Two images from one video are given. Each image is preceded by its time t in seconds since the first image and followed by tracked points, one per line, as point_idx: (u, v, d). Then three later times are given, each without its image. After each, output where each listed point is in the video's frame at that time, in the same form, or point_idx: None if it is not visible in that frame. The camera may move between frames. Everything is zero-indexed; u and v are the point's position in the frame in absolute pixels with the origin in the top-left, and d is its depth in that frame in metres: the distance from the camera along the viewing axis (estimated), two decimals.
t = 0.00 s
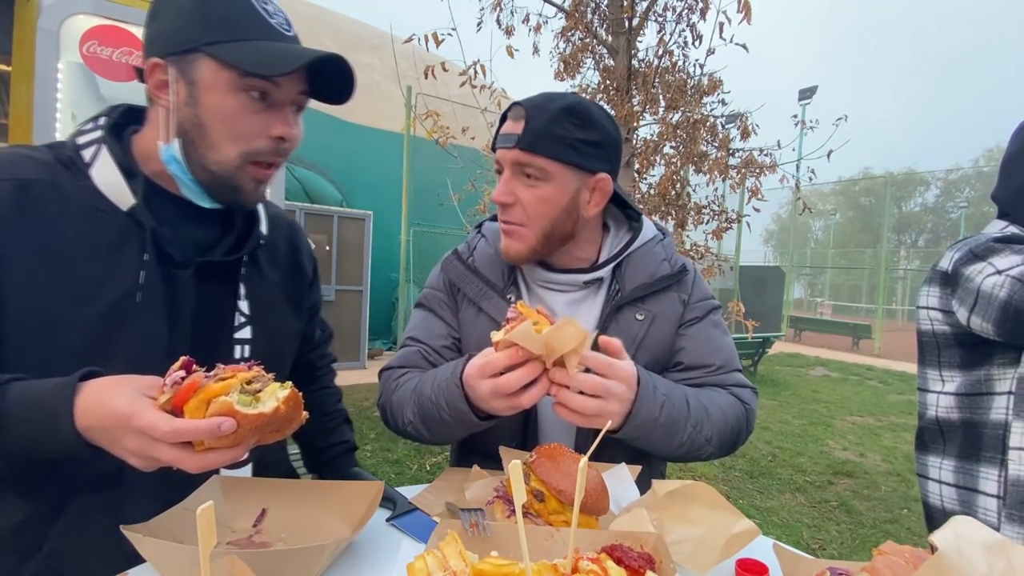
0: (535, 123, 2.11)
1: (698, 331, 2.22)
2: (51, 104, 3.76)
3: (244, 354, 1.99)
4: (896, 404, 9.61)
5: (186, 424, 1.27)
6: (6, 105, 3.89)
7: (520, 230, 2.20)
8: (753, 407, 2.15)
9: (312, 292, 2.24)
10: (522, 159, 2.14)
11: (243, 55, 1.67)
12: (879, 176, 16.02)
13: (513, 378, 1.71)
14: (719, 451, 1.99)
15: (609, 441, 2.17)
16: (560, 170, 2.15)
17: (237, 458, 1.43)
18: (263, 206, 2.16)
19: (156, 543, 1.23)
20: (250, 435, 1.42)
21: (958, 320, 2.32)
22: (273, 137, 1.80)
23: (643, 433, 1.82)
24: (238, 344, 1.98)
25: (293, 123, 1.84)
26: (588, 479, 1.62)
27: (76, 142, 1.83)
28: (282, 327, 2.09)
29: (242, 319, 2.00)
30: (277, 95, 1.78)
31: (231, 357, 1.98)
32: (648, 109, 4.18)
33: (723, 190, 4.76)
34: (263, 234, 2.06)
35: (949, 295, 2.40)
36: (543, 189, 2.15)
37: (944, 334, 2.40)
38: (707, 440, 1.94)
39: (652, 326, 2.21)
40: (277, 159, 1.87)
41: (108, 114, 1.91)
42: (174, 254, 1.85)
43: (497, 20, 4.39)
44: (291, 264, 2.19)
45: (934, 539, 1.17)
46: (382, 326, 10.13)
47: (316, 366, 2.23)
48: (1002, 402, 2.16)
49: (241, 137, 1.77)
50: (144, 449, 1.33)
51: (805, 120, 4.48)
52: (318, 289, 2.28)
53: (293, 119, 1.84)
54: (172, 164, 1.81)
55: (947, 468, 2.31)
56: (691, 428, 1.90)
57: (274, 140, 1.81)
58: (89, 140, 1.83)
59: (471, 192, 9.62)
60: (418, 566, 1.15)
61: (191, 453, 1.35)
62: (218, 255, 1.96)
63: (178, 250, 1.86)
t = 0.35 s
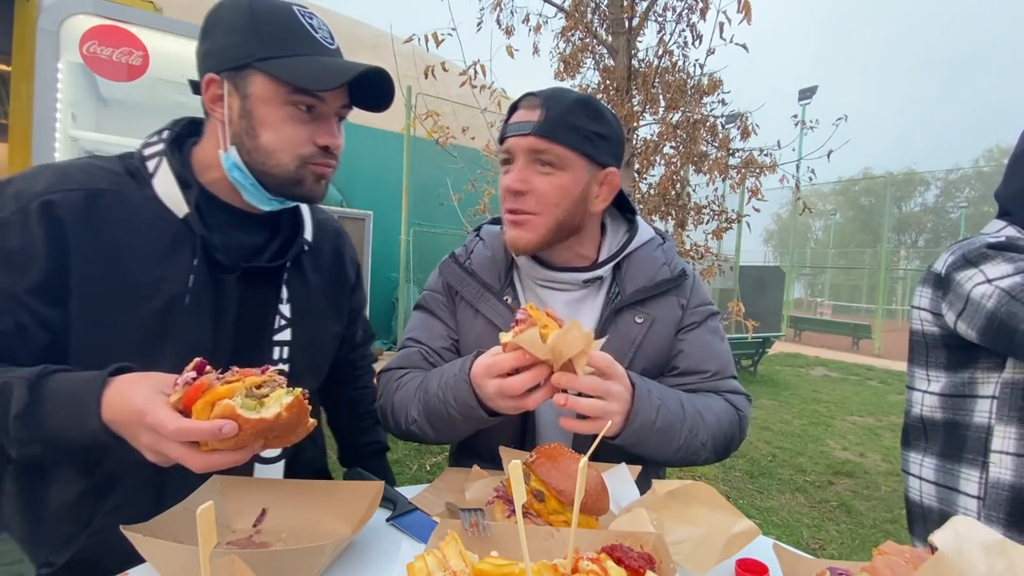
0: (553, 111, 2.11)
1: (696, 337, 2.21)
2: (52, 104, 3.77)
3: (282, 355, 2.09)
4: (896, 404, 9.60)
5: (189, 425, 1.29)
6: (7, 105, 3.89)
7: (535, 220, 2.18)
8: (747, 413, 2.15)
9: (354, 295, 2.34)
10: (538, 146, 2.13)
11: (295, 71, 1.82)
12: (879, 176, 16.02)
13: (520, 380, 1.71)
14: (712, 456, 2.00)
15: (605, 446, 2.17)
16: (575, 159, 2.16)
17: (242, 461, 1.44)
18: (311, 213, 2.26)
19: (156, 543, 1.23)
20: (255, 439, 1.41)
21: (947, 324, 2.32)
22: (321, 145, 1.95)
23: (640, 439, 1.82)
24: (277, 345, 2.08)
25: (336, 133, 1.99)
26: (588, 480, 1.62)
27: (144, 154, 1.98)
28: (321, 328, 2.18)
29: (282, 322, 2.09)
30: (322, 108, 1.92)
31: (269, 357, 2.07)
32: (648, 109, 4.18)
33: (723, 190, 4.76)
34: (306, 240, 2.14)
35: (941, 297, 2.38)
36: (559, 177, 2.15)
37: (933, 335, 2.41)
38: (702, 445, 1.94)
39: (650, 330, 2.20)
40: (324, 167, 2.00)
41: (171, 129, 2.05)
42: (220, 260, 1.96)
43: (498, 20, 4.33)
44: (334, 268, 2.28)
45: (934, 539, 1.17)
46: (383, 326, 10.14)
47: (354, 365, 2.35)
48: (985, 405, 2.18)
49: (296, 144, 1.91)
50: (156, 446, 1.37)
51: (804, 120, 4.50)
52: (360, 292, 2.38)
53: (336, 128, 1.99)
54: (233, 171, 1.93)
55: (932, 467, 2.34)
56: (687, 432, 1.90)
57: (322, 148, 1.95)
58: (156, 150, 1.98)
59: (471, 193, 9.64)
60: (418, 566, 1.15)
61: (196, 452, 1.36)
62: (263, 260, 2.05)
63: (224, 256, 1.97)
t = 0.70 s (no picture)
0: (579, 124, 2.07)
1: (702, 341, 2.21)
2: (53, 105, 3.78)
3: (303, 350, 2.08)
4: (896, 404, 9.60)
5: (184, 420, 1.30)
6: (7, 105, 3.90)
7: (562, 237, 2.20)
8: (748, 421, 2.12)
9: (372, 296, 2.37)
10: (565, 163, 2.10)
11: (298, 71, 1.85)
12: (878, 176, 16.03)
13: (534, 378, 1.71)
14: (710, 461, 1.99)
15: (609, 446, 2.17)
16: (600, 172, 2.16)
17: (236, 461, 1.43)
18: (330, 215, 2.28)
19: (156, 543, 1.23)
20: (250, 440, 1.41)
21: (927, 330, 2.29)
22: (325, 145, 1.95)
23: (637, 437, 1.82)
24: (299, 340, 2.07)
25: (341, 133, 2.00)
26: (587, 480, 1.62)
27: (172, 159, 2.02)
28: (340, 327, 2.19)
29: (304, 317, 2.08)
30: (326, 108, 1.94)
31: (291, 352, 2.06)
32: (648, 109, 4.18)
33: (723, 190, 4.76)
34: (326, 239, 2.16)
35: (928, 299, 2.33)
36: (587, 191, 2.15)
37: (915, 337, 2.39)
38: (699, 449, 1.93)
39: (658, 330, 2.20)
40: (330, 168, 2.01)
41: (197, 137, 2.09)
42: (244, 255, 1.97)
43: (498, 19, 4.57)
44: (353, 268, 2.31)
45: (934, 539, 1.17)
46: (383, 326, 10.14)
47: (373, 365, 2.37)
48: (956, 411, 2.19)
49: (299, 144, 1.93)
50: (157, 440, 1.39)
51: (804, 121, 4.50)
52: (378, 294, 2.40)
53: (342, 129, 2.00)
54: (247, 173, 1.97)
55: (905, 466, 2.38)
56: (685, 434, 1.89)
57: (325, 148, 1.96)
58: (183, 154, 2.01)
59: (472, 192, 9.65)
60: (418, 566, 1.15)
61: (193, 449, 1.37)
62: (286, 257, 2.06)
63: (249, 253, 1.98)
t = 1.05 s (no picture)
0: (541, 139, 2.10)
1: (708, 339, 2.20)
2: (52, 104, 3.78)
3: (306, 340, 2.07)
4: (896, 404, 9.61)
5: (197, 417, 1.31)
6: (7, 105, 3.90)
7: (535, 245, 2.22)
8: (759, 421, 2.11)
9: (369, 295, 2.37)
10: (530, 175, 2.14)
11: (250, 46, 1.86)
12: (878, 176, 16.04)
13: (526, 360, 1.77)
14: (717, 460, 1.97)
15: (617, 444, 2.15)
16: (570, 185, 2.14)
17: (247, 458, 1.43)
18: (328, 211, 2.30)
19: (156, 543, 1.22)
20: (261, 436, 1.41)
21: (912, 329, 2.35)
22: (285, 121, 1.92)
23: (635, 427, 1.82)
24: (304, 330, 2.06)
25: (306, 109, 1.96)
26: (588, 480, 1.62)
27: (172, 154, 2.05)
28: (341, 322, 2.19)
29: (309, 308, 2.08)
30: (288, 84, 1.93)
31: (297, 342, 2.05)
32: (648, 109, 4.18)
33: (723, 190, 4.76)
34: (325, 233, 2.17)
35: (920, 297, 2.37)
36: (553, 203, 2.14)
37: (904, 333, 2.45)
38: (701, 444, 1.92)
39: (662, 328, 2.20)
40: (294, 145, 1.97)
41: (199, 132, 2.12)
42: (245, 243, 1.97)
43: (498, 20, 4.56)
44: (352, 265, 2.31)
45: (935, 539, 1.17)
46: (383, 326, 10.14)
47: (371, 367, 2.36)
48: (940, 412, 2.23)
49: (260, 122, 1.92)
50: (167, 436, 1.38)
51: (804, 121, 4.51)
52: (374, 294, 2.40)
53: (306, 105, 1.96)
54: (224, 160, 2.01)
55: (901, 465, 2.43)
56: (684, 428, 1.89)
57: (286, 124, 1.93)
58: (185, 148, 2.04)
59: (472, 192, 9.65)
60: (418, 566, 1.15)
61: (203, 446, 1.37)
62: (289, 248, 2.07)
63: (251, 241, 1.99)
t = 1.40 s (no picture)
0: (546, 156, 2.02)
1: (650, 320, 2.22)
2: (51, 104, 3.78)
3: (306, 335, 2.06)
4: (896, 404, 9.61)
5: (195, 403, 1.31)
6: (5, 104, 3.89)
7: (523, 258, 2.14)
8: (704, 390, 2.11)
9: (370, 294, 2.38)
10: (531, 193, 2.02)
11: (237, 35, 1.91)
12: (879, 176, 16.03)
13: (482, 328, 1.83)
14: (671, 429, 1.96)
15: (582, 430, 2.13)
16: (559, 199, 2.11)
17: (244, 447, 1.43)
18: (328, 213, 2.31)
19: (155, 543, 1.22)
20: (258, 424, 1.41)
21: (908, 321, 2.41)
22: (278, 103, 1.95)
23: (592, 392, 1.82)
24: (303, 323, 2.06)
25: (296, 93, 1.99)
26: (587, 479, 1.62)
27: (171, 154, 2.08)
28: (341, 319, 2.19)
29: (308, 301, 2.08)
30: (276, 70, 1.97)
31: (296, 335, 2.04)
32: (648, 109, 4.17)
33: (723, 190, 4.76)
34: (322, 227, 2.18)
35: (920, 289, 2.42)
36: (548, 217, 2.09)
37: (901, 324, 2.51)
38: (656, 410, 1.92)
39: (608, 313, 2.22)
40: (288, 126, 1.99)
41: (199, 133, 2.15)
42: (244, 236, 1.97)
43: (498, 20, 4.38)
44: (352, 264, 2.32)
45: (935, 539, 1.17)
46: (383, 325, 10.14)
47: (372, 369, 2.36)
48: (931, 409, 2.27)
49: (253, 106, 1.95)
50: (165, 424, 1.38)
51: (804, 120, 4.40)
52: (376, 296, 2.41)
53: (295, 89, 1.99)
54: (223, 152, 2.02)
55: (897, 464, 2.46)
56: (639, 393, 1.89)
57: (279, 106, 1.96)
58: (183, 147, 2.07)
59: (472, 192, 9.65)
60: (418, 566, 1.15)
61: (201, 433, 1.37)
62: (287, 242, 2.08)
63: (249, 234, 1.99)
